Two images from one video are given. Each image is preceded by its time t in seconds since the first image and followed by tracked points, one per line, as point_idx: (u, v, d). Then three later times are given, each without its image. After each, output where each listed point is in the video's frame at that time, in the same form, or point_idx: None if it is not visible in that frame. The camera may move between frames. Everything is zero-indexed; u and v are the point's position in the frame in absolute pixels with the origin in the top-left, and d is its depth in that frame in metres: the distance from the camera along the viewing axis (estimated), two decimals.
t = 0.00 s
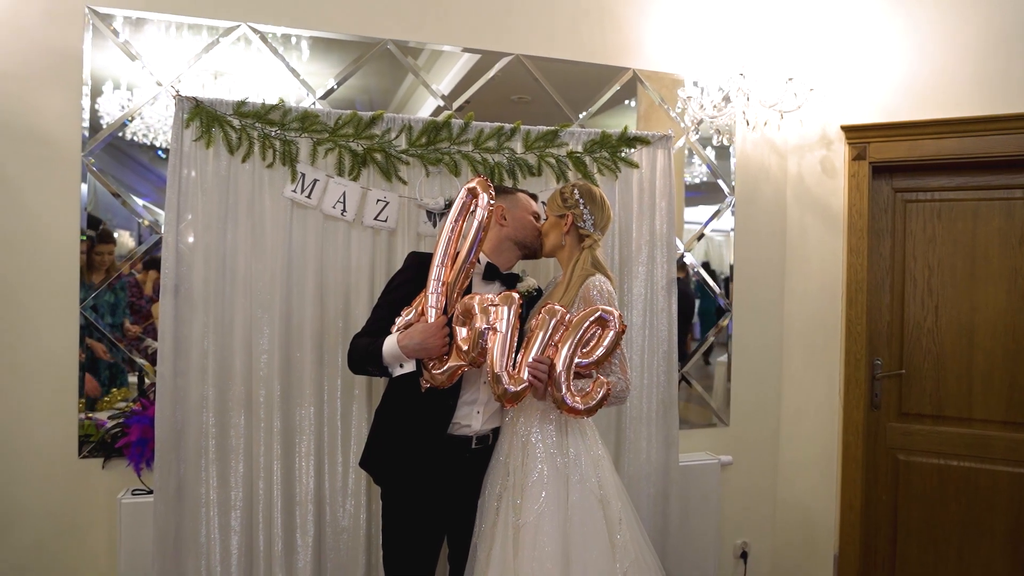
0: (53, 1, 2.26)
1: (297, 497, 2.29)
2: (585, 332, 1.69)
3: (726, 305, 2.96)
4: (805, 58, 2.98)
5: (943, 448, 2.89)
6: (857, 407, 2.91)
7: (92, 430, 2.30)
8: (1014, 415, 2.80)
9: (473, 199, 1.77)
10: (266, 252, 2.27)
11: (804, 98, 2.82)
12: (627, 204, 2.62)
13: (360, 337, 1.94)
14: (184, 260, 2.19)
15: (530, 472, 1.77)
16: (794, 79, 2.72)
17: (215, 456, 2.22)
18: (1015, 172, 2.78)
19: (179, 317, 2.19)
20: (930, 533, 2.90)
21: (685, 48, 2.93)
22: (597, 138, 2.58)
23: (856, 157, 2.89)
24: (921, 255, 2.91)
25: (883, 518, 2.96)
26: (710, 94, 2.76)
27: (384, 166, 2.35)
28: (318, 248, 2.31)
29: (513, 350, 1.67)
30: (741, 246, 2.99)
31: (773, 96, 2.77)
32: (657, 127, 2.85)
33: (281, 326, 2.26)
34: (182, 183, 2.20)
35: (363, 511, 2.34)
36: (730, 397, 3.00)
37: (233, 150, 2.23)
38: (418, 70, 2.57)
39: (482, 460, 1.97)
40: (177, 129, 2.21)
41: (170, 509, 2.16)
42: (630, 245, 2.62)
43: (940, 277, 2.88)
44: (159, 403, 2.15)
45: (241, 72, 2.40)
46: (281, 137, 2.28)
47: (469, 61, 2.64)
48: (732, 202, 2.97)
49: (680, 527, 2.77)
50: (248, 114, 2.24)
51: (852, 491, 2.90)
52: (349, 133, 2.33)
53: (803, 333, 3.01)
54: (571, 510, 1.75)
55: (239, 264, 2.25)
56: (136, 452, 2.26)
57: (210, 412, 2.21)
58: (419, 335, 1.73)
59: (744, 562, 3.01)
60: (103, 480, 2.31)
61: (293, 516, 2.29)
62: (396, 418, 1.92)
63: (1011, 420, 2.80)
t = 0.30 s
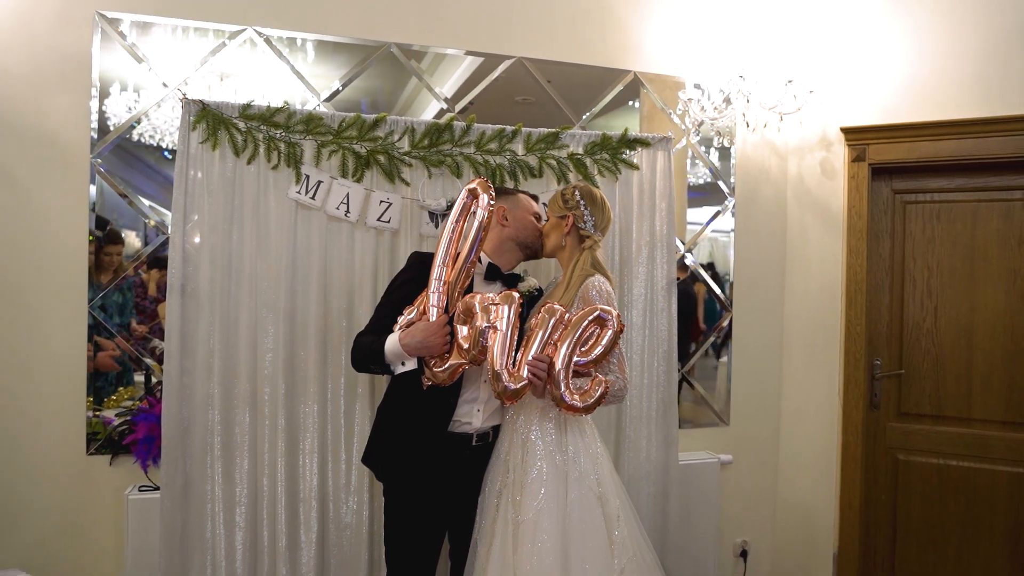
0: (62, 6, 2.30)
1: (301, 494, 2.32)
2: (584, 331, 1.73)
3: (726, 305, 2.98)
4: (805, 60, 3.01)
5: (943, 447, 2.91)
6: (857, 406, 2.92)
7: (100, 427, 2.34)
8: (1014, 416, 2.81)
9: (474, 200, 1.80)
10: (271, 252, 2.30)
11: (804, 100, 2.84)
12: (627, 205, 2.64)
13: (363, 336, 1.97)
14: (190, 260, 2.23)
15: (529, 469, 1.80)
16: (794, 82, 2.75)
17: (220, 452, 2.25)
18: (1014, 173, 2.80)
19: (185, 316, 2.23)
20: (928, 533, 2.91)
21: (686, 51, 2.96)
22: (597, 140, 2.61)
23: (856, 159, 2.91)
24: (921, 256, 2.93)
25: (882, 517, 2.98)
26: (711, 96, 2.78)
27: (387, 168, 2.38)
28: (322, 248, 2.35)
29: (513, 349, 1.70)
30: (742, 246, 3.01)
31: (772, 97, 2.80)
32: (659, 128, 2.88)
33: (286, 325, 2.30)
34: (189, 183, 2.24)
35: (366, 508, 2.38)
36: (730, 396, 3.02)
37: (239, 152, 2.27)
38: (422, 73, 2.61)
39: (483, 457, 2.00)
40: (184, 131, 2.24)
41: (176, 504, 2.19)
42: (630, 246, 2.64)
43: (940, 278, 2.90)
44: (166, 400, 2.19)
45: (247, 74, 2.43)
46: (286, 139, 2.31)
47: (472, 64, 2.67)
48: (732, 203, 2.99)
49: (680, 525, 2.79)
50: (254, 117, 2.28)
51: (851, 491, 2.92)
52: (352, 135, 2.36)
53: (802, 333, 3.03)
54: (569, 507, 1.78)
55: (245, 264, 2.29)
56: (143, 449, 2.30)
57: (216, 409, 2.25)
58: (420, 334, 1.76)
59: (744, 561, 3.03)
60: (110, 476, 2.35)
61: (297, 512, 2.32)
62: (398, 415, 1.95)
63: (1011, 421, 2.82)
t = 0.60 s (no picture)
0: (70, 11, 2.34)
1: (305, 491, 2.35)
2: (583, 331, 1.75)
3: (726, 305, 3.00)
4: (805, 62, 3.02)
5: (943, 446, 2.92)
6: (856, 406, 2.94)
7: (107, 426, 2.37)
8: (1013, 415, 2.82)
9: (474, 202, 1.83)
10: (275, 253, 2.33)
11: (803, 101, 2.86)
12: (627, 206, 2.67)
13: (365, 335, 2.00)
14: (196, 261, 2.27)
15: (529, 466, 1.83)
16: (793, 83, 2.76)
17: (226, 449, 2.29)
18: (1013, 173, 2.81)
19: (191, 316, 2.26)
20: (928, 531, 2.93)
21: (687, 52, 2.98)
22: (598, 142, 2.64)
23: (855, 159, 2.93)
24: (921, 255, 2.94)
25: (882, 516, 2.99)
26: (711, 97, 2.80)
27: (389, 170, 2.42)
28: (326, 249, 2.38)
29: (512, 349, 1.73)
30: (742, 247, 3.03)
31: (772, 99, 2.81)
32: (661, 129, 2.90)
33: (290, 324, 2.33)
34: (195, 185, 2.27)
35: (369, 505, 2.41)
36: (730, 395, 3.04)
37: (244, 154, 2.30)
38: (424, 75, 2.63)
39: (484, 455, 2.03)
40: (189, 134, 2.28)
41: (182, 501, 2.23)
42: (631, 246, 2.67)
43: (939, 277, 2.92)
44: (172, 398, 2.22)
45: (251, 76, 2.47)
46: (290, 142, 2.34)
47: (474, 67, 2.70)
48: (732, 203, 3.01)
49: (681, 523, 2.81)
50: (258, 120, 2.31)
51: (851, 489, 2.94)
52: (355, 138, 2.40)
53: (803, 333, 3.05)
54: (569, 504, 1.81)
55: (249, 265, 2.32)
56: (150, 447, 2.34)
57: (221, 408, 2.28)
58: (421, 334, 1.79)
59: (745, 559, 3.05)
60: (118, 474, 2.39)
61: (301, 508, 2.35)
62: (401, 414, 1.98)
63: (1010, 420, 2.83)
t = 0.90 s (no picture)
0: (81, 15, 2.38)
1: (312, 486, 2.39)
2: (583, 330, 1.78)
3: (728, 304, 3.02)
4: (807, 62, 3.04)
5: (945, 444, 2.93)
6: (857, 404, 2.96)
7: (117, 423, 2.42)
8: (1015, 413, 2.84)
9: (478, 203, 1.87)
10: (282, 253, 2.37)
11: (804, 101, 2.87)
12: (629, 206, 2.69)
13: (370, 334, 2.04)
14: (204, 260, 2.31)
15: (530, 463, 1.86)
16: (795, 83, 2.79)
17: (234, 446, 2.33)
18: (1015, 173, 2.83)
19: (199, 315, 2.30)
20: (930, 529, 2.95)
21: (689, 53, 3.00)
22: (600, 142, 2.66)
23: (857, 159, 2.94)
24: (922, 254, 2.96)
25: (883, 513, 3.01)
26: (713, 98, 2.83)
27: (394, 171, 2.46)
28: (331, 249, 2.42)
29: (513, 347, 1.76)
30: (744, 246, 3.05)
31: (773, 99, 2.83)
32: (664, 128, 2.92)
33: (297, 323, 2.37)
34: (203, 186, 2.32)
35: (374, 501, 2.45)
36: (733, 394, 3.06)
37: (251, 156, 2.34)
38: (429, 78, 2.67)
39: (487, 451, 2.06)
40: (198, 136, 2.32)
41: (191, 496, 2.27)
42: (633, 246, 2.69)
43: (941, 276, 2.93)
44: (182, 395, 2.27)
45: (258, 78, 2.51)
46: (296, 143, 2.38)
47: (479, 69, 2.73)
48: (734, 203, 3.02)
49: (683, 520, 2.84)
50: (265, 122, 2.35)
51: (852, 486, 2.96)
52: (361, 139, 2.44)
53: (805, 332, 3.07)
54: (570, 499, 1.84)
55: (257, 265, 2.36)
56: (159, 444, 2.40)
57: (229, 405, 2.33)
58: (425, 333, 1.81)
59: (747, 555, 3.07)
60: (128, 470, 2.44)
61: (307, 503, 2.39)
62: (405, 411, 2.02)
63: (1011, 418, 2.84)
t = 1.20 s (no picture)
0: (92, 16, 2.42)
1: (318, 481, 2.43)
2: (587, 327, 1.81)
3: (731, 301, 3.04)
4: (810, 61, 3.05)
5: (947, 441, 2.94)
6: (860, 401, 2.97)
7: (127, 419, 2.46)
8: (1018, 410, 2.84)
9: (478, 201, 1.89)
10: (289, 250, 2.41)
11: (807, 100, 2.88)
12: (633, 204, 2.71)
13: (376, 331, 2.07)
14: (213, 258, 2.34)
15: (534, 458, 1.89)
16: (798, 82, 2.80)
17: (242, 441, 2.37)
18: (1018, 171, 2.83)
19: (208, 312, 2.34)
20: (932, 525, 2.96)
21: (693, 52, 3.02)
22: (603, 141, 2.69)
23: (860, 157, 2.95)
24: (925, 252, 2.97)
25: (886, 509, 3.03)
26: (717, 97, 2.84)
27: (399, 170, 2.48)
28: (337, 247, 2.45)
29: (518, 344, 1.79)
30: (747, 244, 3.07)
31: (777, 98, 2.82)
32: (671, 126, 2.94)
33: (303, 320, 2.40)
34: (211, 184, 2.35)
35: (379, 495, 2.48)
36: (736, 391, 3.07)
37: (258, 155, 2.38)
38: (434, 78, 2.69)
39: (490, 446, 2.09)
40: (206, 136, 2.36)
41: (200, 489, 2.31)
42: (635, 244, 2.71)
43: (944, 274, 2.94)
44: (191, 390, 2.31)
45: (266, 78, 2.54)
46: (302, 143, 2.42)
47: (484, 70, 2.76)
48: (737, 201, 3.04)
49: (686, 516, 2.86)
50: (272, 122, 2.38)
51: (855, 482, 2.98)
52: (366, 139, 2.47)
53: (808, 330, 3.08)
54: (572, 494, 1.87)
55: (264, 263, 2.39)
56: (169, 438, 2.42)
57: (237, 400, 2.36)
58: (428, 329, 1.85)
59: (750, 551, 3.09)
60: (139, 463, 2.48)
61: (314, 497, 2.43)
62: (410, 406, 2.05)
63: (1014, 416, 2.85)
